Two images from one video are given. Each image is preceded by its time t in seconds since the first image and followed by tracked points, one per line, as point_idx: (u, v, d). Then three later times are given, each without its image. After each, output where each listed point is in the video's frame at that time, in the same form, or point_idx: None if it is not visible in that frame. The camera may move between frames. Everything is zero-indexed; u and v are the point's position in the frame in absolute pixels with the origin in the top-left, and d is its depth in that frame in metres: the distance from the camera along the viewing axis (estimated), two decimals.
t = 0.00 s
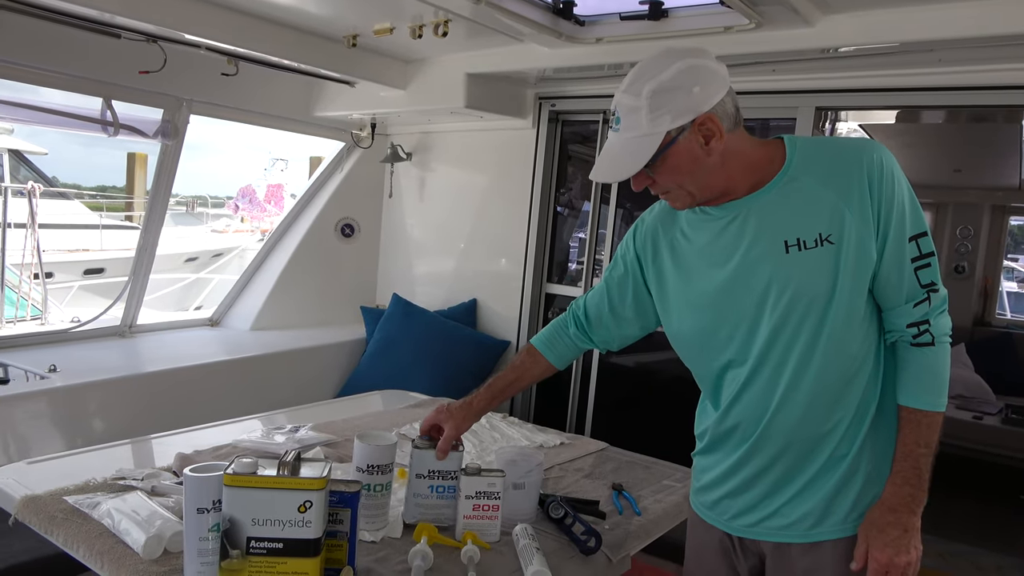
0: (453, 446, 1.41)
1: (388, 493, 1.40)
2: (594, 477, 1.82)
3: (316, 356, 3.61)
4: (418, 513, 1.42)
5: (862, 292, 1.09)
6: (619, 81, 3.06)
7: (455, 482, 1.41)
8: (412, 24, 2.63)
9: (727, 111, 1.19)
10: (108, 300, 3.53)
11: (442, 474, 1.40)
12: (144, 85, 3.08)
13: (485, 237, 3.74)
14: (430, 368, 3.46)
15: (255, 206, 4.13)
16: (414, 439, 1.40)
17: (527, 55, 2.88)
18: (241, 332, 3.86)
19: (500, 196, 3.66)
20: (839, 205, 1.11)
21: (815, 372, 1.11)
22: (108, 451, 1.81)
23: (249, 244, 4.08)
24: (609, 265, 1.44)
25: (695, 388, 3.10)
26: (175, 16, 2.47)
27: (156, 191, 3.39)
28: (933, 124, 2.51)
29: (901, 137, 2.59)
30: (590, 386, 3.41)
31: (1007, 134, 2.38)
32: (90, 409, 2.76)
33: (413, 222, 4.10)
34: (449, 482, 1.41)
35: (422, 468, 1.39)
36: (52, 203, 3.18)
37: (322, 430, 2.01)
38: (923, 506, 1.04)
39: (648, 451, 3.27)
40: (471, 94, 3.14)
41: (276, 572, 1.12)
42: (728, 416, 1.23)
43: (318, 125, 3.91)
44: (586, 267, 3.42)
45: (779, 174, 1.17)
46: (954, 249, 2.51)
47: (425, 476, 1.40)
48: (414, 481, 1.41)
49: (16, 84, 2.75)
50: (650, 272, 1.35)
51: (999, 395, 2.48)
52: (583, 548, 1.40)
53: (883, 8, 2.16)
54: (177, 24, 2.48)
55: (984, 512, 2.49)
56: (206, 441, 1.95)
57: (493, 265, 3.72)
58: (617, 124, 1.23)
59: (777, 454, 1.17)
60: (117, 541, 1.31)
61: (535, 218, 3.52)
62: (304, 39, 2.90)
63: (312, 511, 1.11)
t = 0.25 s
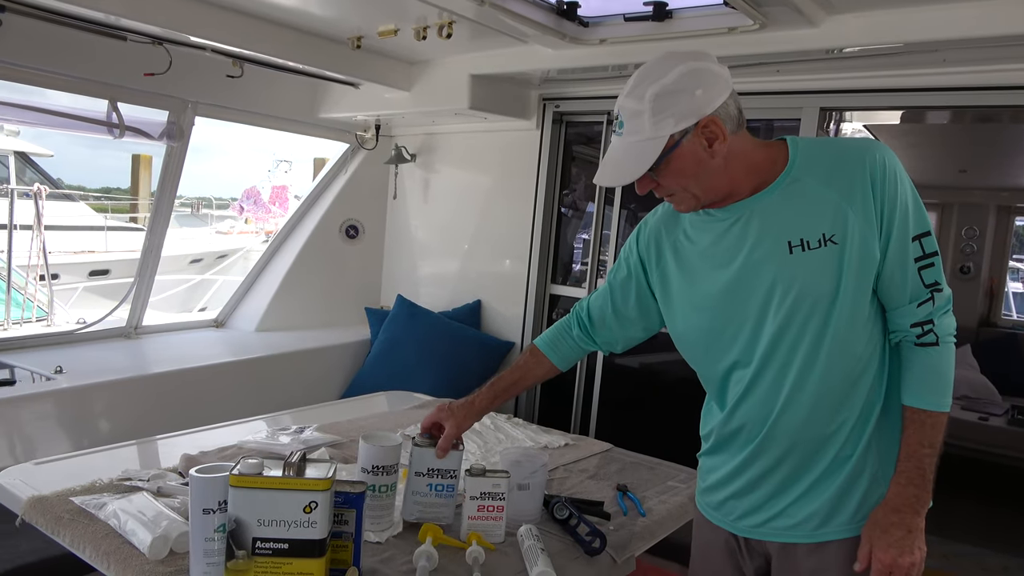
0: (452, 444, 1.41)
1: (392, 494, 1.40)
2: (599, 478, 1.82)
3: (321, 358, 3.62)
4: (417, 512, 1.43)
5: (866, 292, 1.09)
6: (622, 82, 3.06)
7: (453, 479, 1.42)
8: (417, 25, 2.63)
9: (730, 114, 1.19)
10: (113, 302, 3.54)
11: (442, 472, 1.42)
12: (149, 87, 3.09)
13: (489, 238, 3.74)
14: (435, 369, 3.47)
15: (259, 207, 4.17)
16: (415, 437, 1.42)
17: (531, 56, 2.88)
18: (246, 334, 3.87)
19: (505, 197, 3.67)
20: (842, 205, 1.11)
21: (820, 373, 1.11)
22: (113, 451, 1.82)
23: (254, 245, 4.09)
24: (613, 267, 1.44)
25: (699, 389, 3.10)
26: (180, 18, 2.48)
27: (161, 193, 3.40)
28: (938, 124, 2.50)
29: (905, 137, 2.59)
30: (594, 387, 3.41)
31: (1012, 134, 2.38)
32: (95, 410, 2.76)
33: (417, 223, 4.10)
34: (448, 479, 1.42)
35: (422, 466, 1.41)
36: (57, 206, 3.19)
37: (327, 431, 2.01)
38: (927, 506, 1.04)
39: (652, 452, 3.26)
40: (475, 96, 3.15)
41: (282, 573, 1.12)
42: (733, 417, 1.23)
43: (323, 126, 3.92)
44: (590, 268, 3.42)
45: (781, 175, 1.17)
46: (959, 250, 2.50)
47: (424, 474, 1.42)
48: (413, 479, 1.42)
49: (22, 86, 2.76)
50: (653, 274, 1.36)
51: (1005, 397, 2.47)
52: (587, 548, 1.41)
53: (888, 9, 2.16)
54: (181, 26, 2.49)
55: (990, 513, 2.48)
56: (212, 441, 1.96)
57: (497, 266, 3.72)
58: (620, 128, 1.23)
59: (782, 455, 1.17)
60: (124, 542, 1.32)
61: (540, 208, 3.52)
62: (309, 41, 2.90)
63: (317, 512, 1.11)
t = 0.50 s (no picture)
0: (451, 455, 1.41)
1: (395, 494, 1.41)
2: (602, 479, 1.82)
3: (324, 358, 3.62)
4: (418, 521, 1.41)
5: (869, 292, 1.08)
6: (625, 83, 3.07)
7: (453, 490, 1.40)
8: (420, 26, 2.63)
9: (733, 114, 1.19)
10: (117, 302, 3.54)
11: (441, 483, 1.40)
12: (153, 88, 3.09)
13: (492, 238, 3.74)
14: (438, 369, 3.47)
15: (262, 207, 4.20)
16: (413, 447, 1.41)
17: (534, 57, 2.88)
18: (249, 334, 3.87)
19: (508, 197, 3.67)
20: (845, 205, 1.11)
21: (823, 373, 1.11)
22: (117, 451, 1.82)
23: (257, 246, 4.10)
24: (614, 265, 1.44)
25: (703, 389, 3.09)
26: (184, 19, 2.48)
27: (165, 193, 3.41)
28: (942, 124, 2.50)
29: (909, 138, 2.58)
30: (597, 387, 3.40)
31: (1016, 134, 2.37)
32: (99, 410, 2.77)
33: (420, 223, 4.10)
34: (446, 490, 1.41)
35: (421, 477, 1.40)
36: (61, 206, 3.20)
37: (330, 431, 2.02)
38: (932, 509, 1.03)
39: (656, 452, 3.26)
40: (478, 96, 3.15)
41: (285, 573, 1.12)
42: (735, 416, 1.23)
43: (327, 127, 3.93)
44: (593, 268, 3.42)
45: (785, 175, 1.17)
46: (963, 251, 2.49)
47: (422, 485, 1.40)
48: (412, 490, 1.41)
49: (26, 87, 2.76)
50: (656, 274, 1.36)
51: (1009, 397, 2.46)
52: (591, 549, 1.41)
53: (891, 9, 2.15)
54: (185, 27, 2.50)
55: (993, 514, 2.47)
56: (215, 441, 1.96)
57: (500, 266, 3.72)
58: (623, 128, 1.22)
59: (785, 455, 1.16)
60: (128, 542, 1.32)
61: (542, 217, 3.52)
62: (312, 41, 2.91)
63: (320, 512, 1.11)
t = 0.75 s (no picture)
0: (456, 455, 1.40)
1: (400, 495, 1.41)
2: (605, 480, 1.82)
3: (327, 358, 3.62)
4: (421, 521, 1.41)
5: (877, 295, 1.08)
6: (629, 84, 3.06)
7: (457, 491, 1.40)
8: (424, 26, 2.64)
9: (750, 110, 1.19)
10: (121, 302, 3.55)
11: (444, 484, 1.40)
12: (157, 89, 3.10)
13: (496, 239, 3.74)
14: (441, 370, 3.47)
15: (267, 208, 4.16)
16: (417, 448, 1.41)
17: (538, 57, 2.88)
18: (253, 334, 3.88)
19: (512, 198, 3.67)
20: (856, 207, 1.10)
21: (828, 374, 1.10)
22: (121, 451, 1.82)
23: (261, 246, 4.10)
24: (621, 262, 1.44)
25: (706, 391, 3.09)
26: (188, 20, 2.49)
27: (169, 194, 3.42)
28: (946, 126, 2.49)
29: (914, 139, 2.58)
30: (601, 388, 3.40)
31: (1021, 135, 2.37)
32: (103, 409, 2.77)
33: (424, 224, 4.11)
34: (450, 491, 1.40)
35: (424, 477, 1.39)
36: (66, 206, 3.21)
37: (334, 432, 2.02)
38: (930, 516, 1.03)
39: (659, 454, 3.26)
40: (482, 97, 3.15)
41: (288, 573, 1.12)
42: (738, 417, 1.22)
43: (331, 127, 3.93)
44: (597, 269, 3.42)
45: (799, 173, 1.17)
46: (968, 253, 2.48)
47: (426, 486, 1.40)
48: (415, 491, 1.40)
49: (30, 87, 2.77)
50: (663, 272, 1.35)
51: (1014, 399, 2.45)
52: (594, 550, 1.40)
53: (895, 10, 2.15)
54: (189, 28, 2.50)
55: (998, 516, 2.46)
56: (219, 442, 1.96)
57: (504, 267, 3.72)
58: (639, 120, 1.23)
59: (789, 456, 1.16)
60: (131, 541, 1.32)
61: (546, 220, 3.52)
62: (317, 42, 2.91)
63: (324, 513, 1.11)
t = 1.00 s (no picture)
0: (461, 455, 1.40)
1: (402, 495, 1.41)
2: (607, 481, 1.82)
3: (330, 359, 3.63)
4: (424, 521, 1.41)
5: (881, 296, 1.08)
6: (632, 84, 3.07)
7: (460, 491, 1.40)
8: (427, 27, 2.64)
9: (755, 110, 1.19)
10: (124, 302, 3.56)
11: (448, 483, 1.40)
12: (161, 89, 3.11)
13: (499, 239, 3.74)
14: (443, 370, 3.47)
15: (270, 209, 4.18)
16: (421, 447, 1.41)
17: (541, 58, 2.89)
18: (255, 334, 3.88)
19: (514, 199, 3.67)
20: (860, 208, 1.10)
21: (832, 375, 1.10)
22: (124, 451, 1.82)
23: (264, 246, 4.11)
24: (625, 262, 1.44)
25: (709, 392, 3.08)
26: (192, 20, 2.49)
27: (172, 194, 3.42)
28: (950, 126, 2.49)
29: (917, 139, 2.57)
30: (603, 389, 3.40)
31: None
32: (106, 409, 2.78)
33: (426, 225, 4.11)
34: (454, 490, 1.41)
35: (428, 477, 1.40)
36: (69, 206, 3.21)
37: (337, 432, 2.02)
38: (935, 518, 1.03)
39: (661, 455, 3.26)
40: (485, 97, 3.15)
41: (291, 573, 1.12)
42: (741, 417, 1.22)
43: (334, 128, 3.94)
44: (600, 270, 3.43)
45: (803, 174, 1.17)
46: (972, 253, 2.48)
47: (429, 485, 1.40)
48: (419, 490, 1.41)
49: (33, 88, 2.77)
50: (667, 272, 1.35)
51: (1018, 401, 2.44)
52: (596, 551, 1.40)
53: (899, 10, 2.15)
54: (193, 28, 2.50)
55: (1001, 518, 2.46)
56: (222, 442, 1.97)
57: (507, 267, 3.72)
58: (645, 119, 1.23)
59: (792, 458, 1.16)
60: (135, 542, 1.33)
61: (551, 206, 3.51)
62: (320, 43, 2.91)
63: (327, 514, 1.11)
